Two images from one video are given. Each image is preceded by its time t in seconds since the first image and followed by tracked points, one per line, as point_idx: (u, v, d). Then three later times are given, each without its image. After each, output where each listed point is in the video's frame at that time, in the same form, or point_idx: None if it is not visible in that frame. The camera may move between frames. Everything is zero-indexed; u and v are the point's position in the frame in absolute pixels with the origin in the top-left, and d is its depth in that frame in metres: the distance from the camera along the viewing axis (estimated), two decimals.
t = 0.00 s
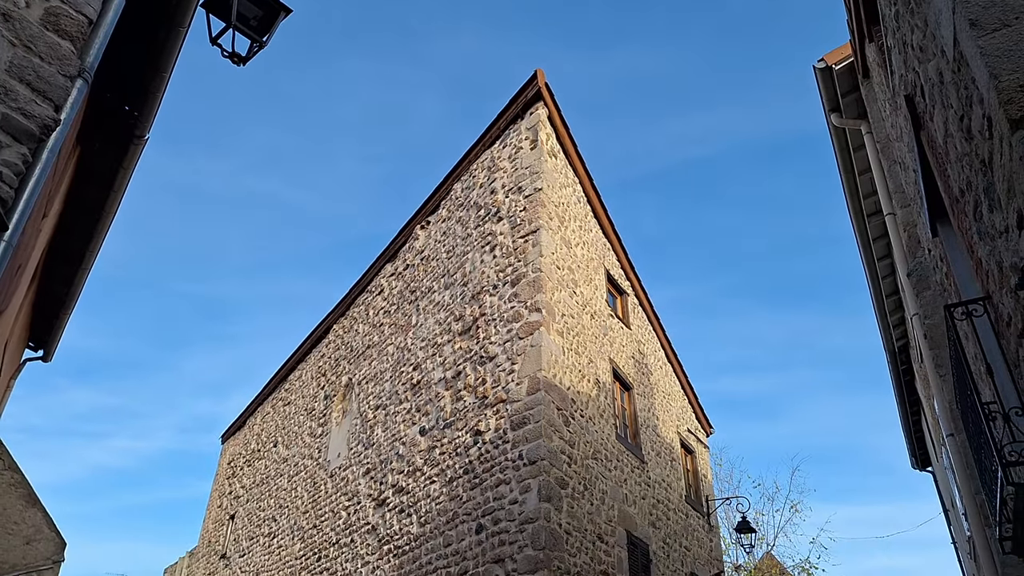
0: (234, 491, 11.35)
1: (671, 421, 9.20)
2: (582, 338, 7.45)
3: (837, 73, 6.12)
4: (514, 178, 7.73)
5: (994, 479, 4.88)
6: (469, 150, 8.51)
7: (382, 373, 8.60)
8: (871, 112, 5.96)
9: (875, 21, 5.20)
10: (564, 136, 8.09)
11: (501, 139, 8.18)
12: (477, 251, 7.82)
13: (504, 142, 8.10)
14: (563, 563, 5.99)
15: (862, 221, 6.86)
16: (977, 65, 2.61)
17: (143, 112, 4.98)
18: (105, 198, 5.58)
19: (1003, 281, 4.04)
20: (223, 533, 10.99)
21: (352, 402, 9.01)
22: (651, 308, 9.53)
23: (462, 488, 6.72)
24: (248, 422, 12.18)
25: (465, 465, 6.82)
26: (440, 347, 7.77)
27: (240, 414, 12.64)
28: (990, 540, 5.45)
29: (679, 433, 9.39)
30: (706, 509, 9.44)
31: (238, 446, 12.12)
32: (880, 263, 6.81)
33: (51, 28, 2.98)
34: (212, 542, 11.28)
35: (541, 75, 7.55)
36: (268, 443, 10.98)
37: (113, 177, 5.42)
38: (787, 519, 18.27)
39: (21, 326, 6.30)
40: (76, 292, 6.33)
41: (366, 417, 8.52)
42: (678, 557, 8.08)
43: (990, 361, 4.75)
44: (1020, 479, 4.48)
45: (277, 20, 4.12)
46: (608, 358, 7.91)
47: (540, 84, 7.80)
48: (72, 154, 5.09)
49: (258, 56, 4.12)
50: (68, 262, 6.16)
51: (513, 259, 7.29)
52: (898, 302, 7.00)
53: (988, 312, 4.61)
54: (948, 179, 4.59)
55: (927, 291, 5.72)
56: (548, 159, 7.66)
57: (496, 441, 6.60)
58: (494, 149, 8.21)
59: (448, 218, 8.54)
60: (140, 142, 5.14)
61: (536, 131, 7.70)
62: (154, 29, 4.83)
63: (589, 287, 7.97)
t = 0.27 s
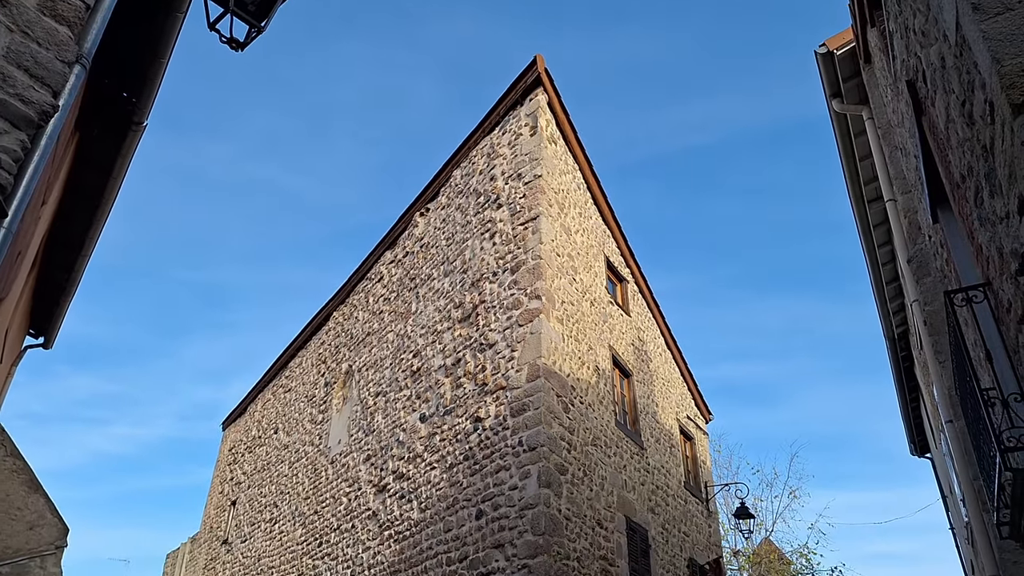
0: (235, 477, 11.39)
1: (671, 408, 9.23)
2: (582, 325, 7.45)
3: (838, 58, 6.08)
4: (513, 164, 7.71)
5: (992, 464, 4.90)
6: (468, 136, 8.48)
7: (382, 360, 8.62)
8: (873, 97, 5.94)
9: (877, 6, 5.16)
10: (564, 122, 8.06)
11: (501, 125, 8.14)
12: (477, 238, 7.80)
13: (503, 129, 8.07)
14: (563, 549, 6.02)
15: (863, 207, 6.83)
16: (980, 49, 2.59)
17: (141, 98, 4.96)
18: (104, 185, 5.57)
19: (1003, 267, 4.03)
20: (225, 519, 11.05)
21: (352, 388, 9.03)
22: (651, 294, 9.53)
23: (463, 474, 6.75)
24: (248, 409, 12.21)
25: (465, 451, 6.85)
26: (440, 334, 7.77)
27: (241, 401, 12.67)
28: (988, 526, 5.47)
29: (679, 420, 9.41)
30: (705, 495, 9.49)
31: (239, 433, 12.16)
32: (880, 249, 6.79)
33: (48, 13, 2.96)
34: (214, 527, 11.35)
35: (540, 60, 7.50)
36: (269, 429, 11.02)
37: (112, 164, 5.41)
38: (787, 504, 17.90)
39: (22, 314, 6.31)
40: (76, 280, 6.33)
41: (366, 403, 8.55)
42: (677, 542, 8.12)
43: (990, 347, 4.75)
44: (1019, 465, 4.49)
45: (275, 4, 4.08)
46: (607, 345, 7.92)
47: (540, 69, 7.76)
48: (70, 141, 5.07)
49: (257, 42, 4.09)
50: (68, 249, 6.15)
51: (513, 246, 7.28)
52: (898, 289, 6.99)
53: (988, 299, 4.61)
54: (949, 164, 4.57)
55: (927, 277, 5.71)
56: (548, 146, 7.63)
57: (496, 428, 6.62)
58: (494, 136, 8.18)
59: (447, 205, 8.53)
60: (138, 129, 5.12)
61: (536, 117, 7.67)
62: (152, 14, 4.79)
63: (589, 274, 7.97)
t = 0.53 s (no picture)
0: (237, 466, 11.44)
1: (671, 396, 9.24)
2: (581, 314, 7.44)
3: (840, 44, 6.03)
4: (513, 153, 7.67)
5: (992, 451, 4.90)
6: (467, 124, 8.44)
7: (382, 349, 8.63)
8: (874, 83, 5.90)
9: None
10: (563, 110, 8.02)
11: (500, 113, 8.10)
12: (476, 227, 7.78)
13: (503, 117, 8.03)
14: (564, 536, 6.05)
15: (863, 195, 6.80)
16: (983, 35, 2.56)
17: (139, 88, 4.93)
18: (104, 176, 5.56)
19: (1005, 254, 4.01)
20: (227, 508, 11.11)
21: (353, 378, 9.04)
22: (651, 283, 9.52)
23: (463, 463, 6.77)
24: (250, 399, 12.25)
25: (465, 440, 6.87)
26: (440, 323, 7.77)
27: (242, 391, 12.70)
28: (988, 512, 5.48)
29: (679, 408, 9.43)
30: (705, 482, 9.51)
31: (241, 422, 12.21)
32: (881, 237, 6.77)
33: (46, 3, 2.94)
34: (217, 516, 11.41)
35: (539, 48, 7.45)
36: (270, 419, 11.05)
37: (111, 155, 5.39)
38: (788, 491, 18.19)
39: (23, 305, 6.32)
40: (77, 271, 6.33)
41: (367, 393, 8.56)
42: (677, 530, 8.16)
43: (990, 333, 4.75)
44: (1020, 451, 4.49)
45: None
46: (607, 334, 7.92)
47: (539, 57, 7.71)
48: (69, 132, 5.05)
49: (255, 31, 4.06)
50: (68, 240, 6.15)
51: (512, 235, 7.26)
52: (899, 276, 6.97)
53: (988, 285, 4.59)
54: (950, 151, 4.54)
55: (928, 264, 5.70)
56: (548, 134, 7.59)
57: (497, 416, 6.63)
58: (493, 124, 8.14)
59: (447, 194, 8.50)
60: (137, 119, 5.10)
61: (535, 105, 7.63)
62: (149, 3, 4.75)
63: (589, 263, 7.96)
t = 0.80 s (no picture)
0: (241, 453, 11.51)
1: (672, 383, 9.26)
2: (583, 302, 7.45)
3: (843, 30, 5.99)
4: (514, 140, 7.65)
5: (993, 438, 4.91)
6: (469, 112, 8.41)
7: (384, 337, 8.65)
8: (877, 69, 5.87)
9: None
10: (565, 97, 7.99)
11: (501, 100, 8.07)
12: (478, 215, 7.78)
13: (504, 104, 8.00)
14: (565, 522, 6.09)
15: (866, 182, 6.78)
16: (987, 19, 2.55)
17: (139, 75, 4.91)
18: (105, 163, 5.56)
19: (1007, 241, 4.01)
20: (231, 495, 11.18)
21: (355, 365, 9.06)
22: (653, 270, 9.52)
23: (466, 450, 6.80)
24: (252, 386, 12.30)
25: (468, 427, 6.89)
26: (442, 311, 7.78)
27: (245, 378, 12.75)
28: (988, 498, 5.50)
29: (681, 395, 9.45)
30: (707, 469, 9.56)
31: (244, 410, 12.26)
32: (884, 224, 6.75)
33: None
34: (220, 503, 11.49)
35: (541, 34, 7.41)
36: (273, 406, 11.10)
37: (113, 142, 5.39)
38: (787, 480, 18.16)
39: (26, 293, 6.33)
40: (79, 258, 6.34)
41: (370, 380, 8.59)
42: (678, 516, 8.20)
43: (992, 320, 4.75)
44: (1020, 438, 4.50)
45: None
46: (609, 322, 7.92)
47: (541, 43, 7.67)
48: (70, 119, 5.05)
49: (255, 18, 4.04)
50: (70, 228, 6.15)
51: (514, 223, 7.25)
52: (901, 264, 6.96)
53: (991, 272, 4.59)
54: (953, 137, 4.53)
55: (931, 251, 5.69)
56: (549, 121, 7.57)
57: (499, 404, 6.65)
58: (495, 111, 8.12)
59: (448, 182, 8.49)
60: (138, 106, 5.09)
61: (537, 92, 7.60)
62: None
63: (591, 251, 7.95)
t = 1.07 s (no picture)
0: (243, 442, 11.54)
1: (673, 371, 9.28)
2: (585, 290, 7.45)
3: (846, 16, 5.96)
4: (515, 129, 7.63)
5: (993, 424, 4.93)
6: (469, 100, 8.39)
7: (385, 326, 8.65)
8: (880, 56, 5.85)
9: None
10: (567, 84, 7.97)
11: (502, 88, 8.04)
12: (479, 203, 7.77)
13: (505, 92, 7.97)
14: (567, 510, 6.12)
15: (868, 170, 6.77)
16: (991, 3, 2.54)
17: (140, 63, 4.88)
18: (105, 152, 5.54)
19: (1008, 228, 4.01)
20: (234, 483, 11.23)
21: (357, 354, 9.07)
22: (654, 259, 9.52)
23: (467, 438, 6.82)
24: (254, 375, 12.33)
25: (469, 415, 6.91)
26: (444, 300, 7.78)
27: (247, 367, 12.77)
28: (987, 485, 5.53)
29: (681, 383, 9.47)
30: (708, 457, 9.59)
31: (245, 398, 12.29)
32: (886, 212, 6.75)
33: None
34: (223, 492, 11.53)
35: (542, 21, 7.38)
36: (274, 395, 11.13)
37: (113, 130, 5.37)
38: (787, 467, 18.23)
39: (27, 282, 6.34)
40: (79, 248, 6.34)
41: (371, 369, 8.61)
42: (679, 504, 8.24)
43: (992, 307, 4.76)
44: (1020, 424, 4.52)
45: None
46: (610, 310, 7.93)
47: (542, 30, 7.63)
48: (69, 108, 5.03)
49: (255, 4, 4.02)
50: (70, 217, 6.14)
51: (515, 212, 7.24)
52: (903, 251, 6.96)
53: (992, 259, 4.59)
54: (955, 124, 4.52)
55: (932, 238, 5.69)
56: (550, 109, 7.54)
57: (500, 392, 6.67)
58: (496, 99, 8.09)
59: (449, 170, 8.48)
60: (138, 94, 5.07)
61: (538, 79, 7.57)
62: None
63: (592, 240, 7.95)
